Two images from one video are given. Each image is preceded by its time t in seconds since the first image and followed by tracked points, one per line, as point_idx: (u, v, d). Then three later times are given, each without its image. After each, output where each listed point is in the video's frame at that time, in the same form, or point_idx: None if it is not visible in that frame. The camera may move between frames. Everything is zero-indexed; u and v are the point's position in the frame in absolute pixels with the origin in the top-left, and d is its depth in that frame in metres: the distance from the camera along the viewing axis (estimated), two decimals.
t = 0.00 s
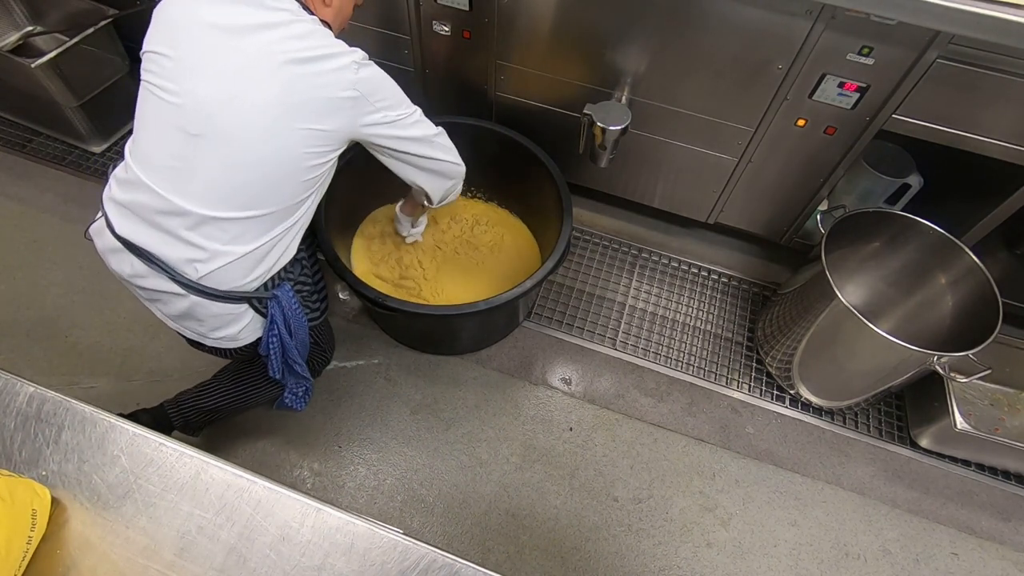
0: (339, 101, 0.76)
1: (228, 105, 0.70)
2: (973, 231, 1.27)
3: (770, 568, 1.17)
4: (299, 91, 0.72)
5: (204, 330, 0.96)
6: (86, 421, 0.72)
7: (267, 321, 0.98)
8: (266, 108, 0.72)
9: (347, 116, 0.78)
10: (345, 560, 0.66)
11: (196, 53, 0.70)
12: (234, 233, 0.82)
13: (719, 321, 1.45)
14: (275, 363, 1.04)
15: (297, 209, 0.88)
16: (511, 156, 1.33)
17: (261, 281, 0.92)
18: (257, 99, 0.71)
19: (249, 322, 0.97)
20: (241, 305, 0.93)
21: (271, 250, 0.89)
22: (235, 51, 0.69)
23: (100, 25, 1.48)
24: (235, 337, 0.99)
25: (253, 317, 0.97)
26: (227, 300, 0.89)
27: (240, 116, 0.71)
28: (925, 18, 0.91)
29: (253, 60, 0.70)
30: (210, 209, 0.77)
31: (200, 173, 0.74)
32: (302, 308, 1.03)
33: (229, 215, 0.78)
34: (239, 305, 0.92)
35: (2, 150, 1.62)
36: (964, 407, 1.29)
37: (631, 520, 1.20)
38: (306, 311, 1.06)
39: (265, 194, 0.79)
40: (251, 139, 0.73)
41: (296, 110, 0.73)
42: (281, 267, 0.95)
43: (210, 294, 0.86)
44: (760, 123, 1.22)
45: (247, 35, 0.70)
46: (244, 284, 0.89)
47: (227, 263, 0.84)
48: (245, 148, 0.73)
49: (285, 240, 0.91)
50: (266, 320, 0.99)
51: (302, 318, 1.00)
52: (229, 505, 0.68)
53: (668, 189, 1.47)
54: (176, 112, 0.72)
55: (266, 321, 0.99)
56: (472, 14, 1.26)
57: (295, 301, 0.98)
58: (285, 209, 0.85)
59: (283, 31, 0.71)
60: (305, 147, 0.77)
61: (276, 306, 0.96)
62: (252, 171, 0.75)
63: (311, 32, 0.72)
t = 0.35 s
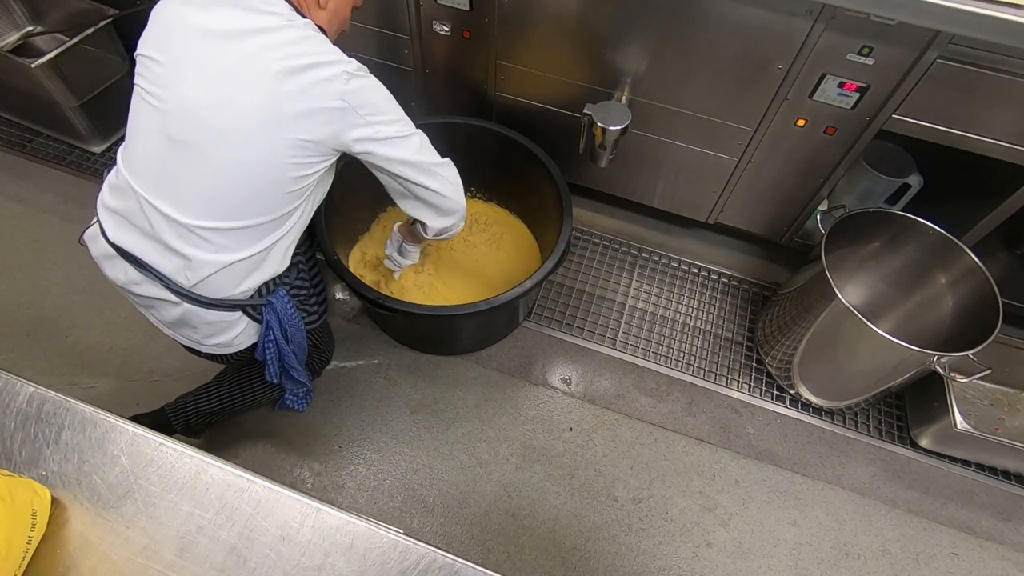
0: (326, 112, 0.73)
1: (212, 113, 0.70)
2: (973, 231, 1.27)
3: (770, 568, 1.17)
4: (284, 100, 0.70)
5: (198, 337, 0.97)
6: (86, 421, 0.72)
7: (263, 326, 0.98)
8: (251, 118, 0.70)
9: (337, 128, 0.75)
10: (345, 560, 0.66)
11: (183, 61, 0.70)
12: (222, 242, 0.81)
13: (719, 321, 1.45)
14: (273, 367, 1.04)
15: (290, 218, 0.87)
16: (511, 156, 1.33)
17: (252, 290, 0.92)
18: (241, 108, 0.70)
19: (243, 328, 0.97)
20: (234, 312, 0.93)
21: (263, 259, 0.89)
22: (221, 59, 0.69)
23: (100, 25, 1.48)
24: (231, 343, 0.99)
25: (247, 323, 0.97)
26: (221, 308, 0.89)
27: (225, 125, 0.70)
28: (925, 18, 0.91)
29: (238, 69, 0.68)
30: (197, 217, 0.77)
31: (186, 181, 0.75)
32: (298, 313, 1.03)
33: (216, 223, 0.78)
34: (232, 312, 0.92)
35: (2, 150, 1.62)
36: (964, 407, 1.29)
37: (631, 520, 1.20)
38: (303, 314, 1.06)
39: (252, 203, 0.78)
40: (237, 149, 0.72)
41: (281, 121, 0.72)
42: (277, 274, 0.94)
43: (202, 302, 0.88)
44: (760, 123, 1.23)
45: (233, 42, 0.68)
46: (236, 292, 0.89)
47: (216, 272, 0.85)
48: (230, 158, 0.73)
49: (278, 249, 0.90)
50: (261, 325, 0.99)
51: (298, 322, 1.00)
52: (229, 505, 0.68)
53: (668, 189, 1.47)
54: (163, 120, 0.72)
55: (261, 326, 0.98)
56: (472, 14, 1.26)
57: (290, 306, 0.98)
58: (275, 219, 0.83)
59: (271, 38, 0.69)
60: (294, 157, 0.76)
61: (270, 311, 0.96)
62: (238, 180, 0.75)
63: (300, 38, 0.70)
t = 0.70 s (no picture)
0: (316, 132, 0.73)
1: (200, 123, 0.70)
2: (973, 231, 1.27)
3: (770, 568, 1.17)
4: (276, 119, 0.71)
5: (181, 337, 0.97)
6: (86, 421, 0.72)
7: (248, 329, 0.98)
8: (240, 132, 0.71)
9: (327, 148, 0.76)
10: (345, 560, 0.66)
11: (178, 70, 0.70)
12: (205, 251, 0.82)
13: (719, 321, 1.45)
14: (261, 369, 1.04)
15: (275, 231, 0.87)
16: (511, 156, 1.33)
17: (236, 294, 0.91)
18: (230, 122, 0.70)
19: (227, 330, 0.97)
20: (217, 315, 0.93)
21: (246, 270, 0.89)
22: (216, 72, 0.69)
23: (100, 25, 1.48)
24: (214, 345, 0.99)
25: (231, 326, 0.97)
26: (203, 310, 0.90)
27: (213, 135, 0.71)
28: (925, 18, 0.91)
29: (232, 83, 0.69)
30: (180, 223, 0.78)
31: (171, 188, 0.75)
32: (287, 315, 1.02)
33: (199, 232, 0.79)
34: (216, 315, 0.93)
35: (2, 150, 1.63)
36: (964, 407, 1.29)
37: (631, 520, 1.20)
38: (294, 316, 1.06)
39: (236, 215, 0.79)
40: (222, 159, 0.72)
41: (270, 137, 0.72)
42: (260, 285, 0.93)
43: (184, 306, 0.88)
44: (760, 123, 1.23)
45: (232, 59, 0.69)
46: (218, 298, 0.90)
47: (198, 278, 0.85)
48: (215, 169, 0.73)
49: (262, 263, 0.90)
50: (246, 328, 0.99)
51: (287, 325, 0.99)
52: (229, 505, 0.68)
53: (668, 189, 1.47)
54: (152, 125, 0.72)
55: (246, 328, 0.98)
56: (472, 14, 1.26)
57: (275, 309, 0.97)
58: (260, 231, 0.84)
59: (269, 55, 0.70)
60: (280, 172, 0.77)
61: (254, 315, 0.95)
62: (223, 191, 0.75)
63: (298, 60, 0.71)
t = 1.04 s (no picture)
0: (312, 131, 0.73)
1: (195, 127, 0.70)
2: (973, 231, 1.27)
3: (770, 568, 1.17)
4: (270, 118, 0.71)
5: (186, 341, 0.97)
6: (86, 421, 0.72)
7: (253, 331, 0.98)
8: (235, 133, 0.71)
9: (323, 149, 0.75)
10: (345, 560, 0.66)
11: (169, 73, 0.70)
12: (207, 254, 0.82)
13: (719, 321, 1.45)
14: (267, 369, 1.04)
15: (277, 232, 0.87)
16: (511, 156, 1.33)
17: (240, 297, 0.91)
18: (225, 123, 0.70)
19: (232, 332, 0.97)
20: (223, 318, 0.93)
21: (249, 272, 0.89)
22: (207, 74, 0.69)
23: (100, 25, 1.48)
24: (219, 347, 0.99)
25: (236, 327, 0.97)
26: (209, 314, 0.90)
27: (209, 138, 0.71)
28: (925, 18, 0.91)
29: (224, 85, 0.69)
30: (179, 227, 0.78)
31: (169, 192, 0.75)
32: (291, 316, 1.02)
33: (199, 235, 0.79)
34: (222, 318, 0.93)
35: (2, 150, 1.63)
36: (964, 407, 1.29)
37: (631, 520, 1.20)
38: (297, 316, 1.06)
39: (236, 216, 0.79)
40: (218, 163, 0.73)
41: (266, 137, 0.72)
42: (265, 286, 0.94)
43: (192, 310, 0.89)
44: (760, 123, 1.23)
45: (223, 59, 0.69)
46: (222, 301, 0.90)
47: (200, 281, 0.85)
48: (214, 172, 0.73)
49: (264, 265, 0.90)
50: (251, 329, 0.99)
51: (291, 325, 0.99)
52: (229, 505, 0.68)
53: (668, 189, 1.47)
54: (146, 130, 0.72)
55: (251, 330, 0.98)
56: (472, 14, 1.25)
57: (281, 310, 0.97)
58: (261, 233, 0.84)
59: (259, 55, 0.69)
60: (277, 173, 0.77)
61: (259, 317, 0.95)
62: (221, 193, 0.75)
63: (290, 57, 0.70)
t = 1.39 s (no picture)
0: (315, 147, 0.73)
1: (196, 135, 0.70)
2: (973, 231, 1.27)
3: (770, 568, 1.17)
4: (273, 132, 0.71)
5: (178, 342, 0.97)
6: (86, 421, 0.72)
7: (245, 333, 0.97)
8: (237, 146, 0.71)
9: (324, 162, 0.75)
10: (345, 560, 0.66)
11: (173, 81, 0.70)
12: (203, 261, 0.82)
13: (719, 321, 1.45)
14: (260, 372, 1.03)
15: (274, 242, 0.87)
16: (511, 156, 1.33)
17: (231, 301, 0.91)
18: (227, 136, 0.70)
19: (223, 335, 0.97)
20: (213, 321, 0.93)
21: (243, 278, 0.89)
22: (213, 85, 0.69)
23: (100, 25, 1.47)
24: (211, 349, 0.99)
25: (226, 331, 0.97)
26: (199, 317, 0.90)
27: (210, 147, 0.71)
28: (925, 18, 0.91)
29: (229, 96, 0.69)
30: (176, 232, 0.78)
31: (168, 198, 0.75)
32: (285, 319, 1.01)
33: (195, 241, 0.79)
34: (211, 321, 0.93)
35: (2, 150, 1.63)
36: (964, 407, 1.29)
37: (631, 520, 1.20)
38: (293, 318, 1.06)
39: (234, 227, 0.79)
40: (217, 172, 0.73)
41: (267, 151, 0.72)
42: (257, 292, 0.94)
43: (183, 314, 0.89)
44: (760, 123, 1.23)
45: (229, 73, 0.69)
46: (212, 304, 0.90)
47: (194, 287, 0.85)
48: (213, 182, 0.73)
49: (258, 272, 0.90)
50: (244, 331, 0.98)
51: (285, 329, 0.98)
52: (229, 505, 0.68)
53: (668, 189, 1.47)
54: (147, 135, 0.72)
55: (244, 332, 0.97)
56: (472, 14, 1.25)
57: (274, 313, 0.96)
58: (257, 243, 0.84)
59: (266, 69, 0.70)
60: (275, 185, 0.77)
61: (251, 319, 0.94)
62: (219, 204, 0.75)
63: (298, 75, 0.71)
